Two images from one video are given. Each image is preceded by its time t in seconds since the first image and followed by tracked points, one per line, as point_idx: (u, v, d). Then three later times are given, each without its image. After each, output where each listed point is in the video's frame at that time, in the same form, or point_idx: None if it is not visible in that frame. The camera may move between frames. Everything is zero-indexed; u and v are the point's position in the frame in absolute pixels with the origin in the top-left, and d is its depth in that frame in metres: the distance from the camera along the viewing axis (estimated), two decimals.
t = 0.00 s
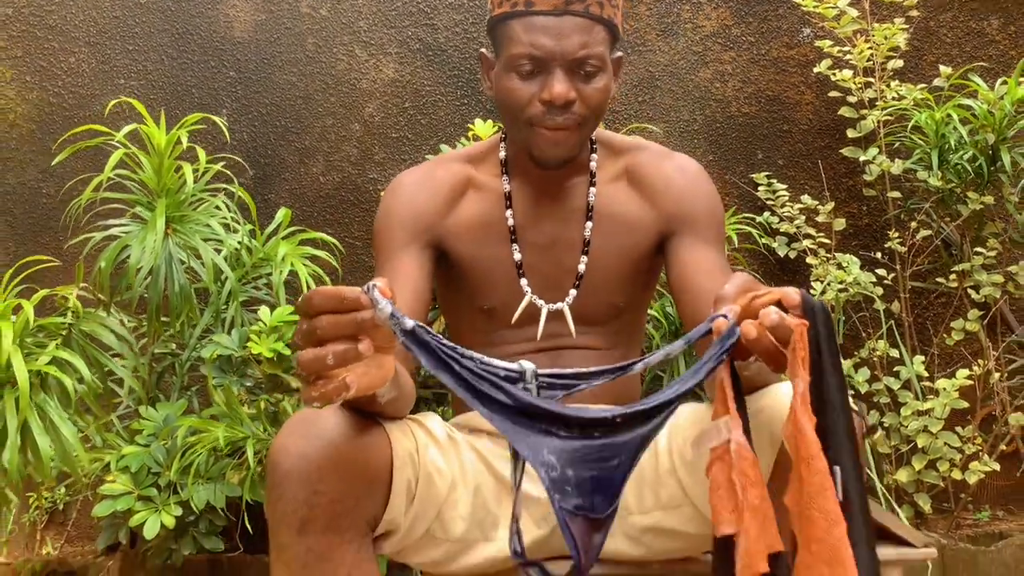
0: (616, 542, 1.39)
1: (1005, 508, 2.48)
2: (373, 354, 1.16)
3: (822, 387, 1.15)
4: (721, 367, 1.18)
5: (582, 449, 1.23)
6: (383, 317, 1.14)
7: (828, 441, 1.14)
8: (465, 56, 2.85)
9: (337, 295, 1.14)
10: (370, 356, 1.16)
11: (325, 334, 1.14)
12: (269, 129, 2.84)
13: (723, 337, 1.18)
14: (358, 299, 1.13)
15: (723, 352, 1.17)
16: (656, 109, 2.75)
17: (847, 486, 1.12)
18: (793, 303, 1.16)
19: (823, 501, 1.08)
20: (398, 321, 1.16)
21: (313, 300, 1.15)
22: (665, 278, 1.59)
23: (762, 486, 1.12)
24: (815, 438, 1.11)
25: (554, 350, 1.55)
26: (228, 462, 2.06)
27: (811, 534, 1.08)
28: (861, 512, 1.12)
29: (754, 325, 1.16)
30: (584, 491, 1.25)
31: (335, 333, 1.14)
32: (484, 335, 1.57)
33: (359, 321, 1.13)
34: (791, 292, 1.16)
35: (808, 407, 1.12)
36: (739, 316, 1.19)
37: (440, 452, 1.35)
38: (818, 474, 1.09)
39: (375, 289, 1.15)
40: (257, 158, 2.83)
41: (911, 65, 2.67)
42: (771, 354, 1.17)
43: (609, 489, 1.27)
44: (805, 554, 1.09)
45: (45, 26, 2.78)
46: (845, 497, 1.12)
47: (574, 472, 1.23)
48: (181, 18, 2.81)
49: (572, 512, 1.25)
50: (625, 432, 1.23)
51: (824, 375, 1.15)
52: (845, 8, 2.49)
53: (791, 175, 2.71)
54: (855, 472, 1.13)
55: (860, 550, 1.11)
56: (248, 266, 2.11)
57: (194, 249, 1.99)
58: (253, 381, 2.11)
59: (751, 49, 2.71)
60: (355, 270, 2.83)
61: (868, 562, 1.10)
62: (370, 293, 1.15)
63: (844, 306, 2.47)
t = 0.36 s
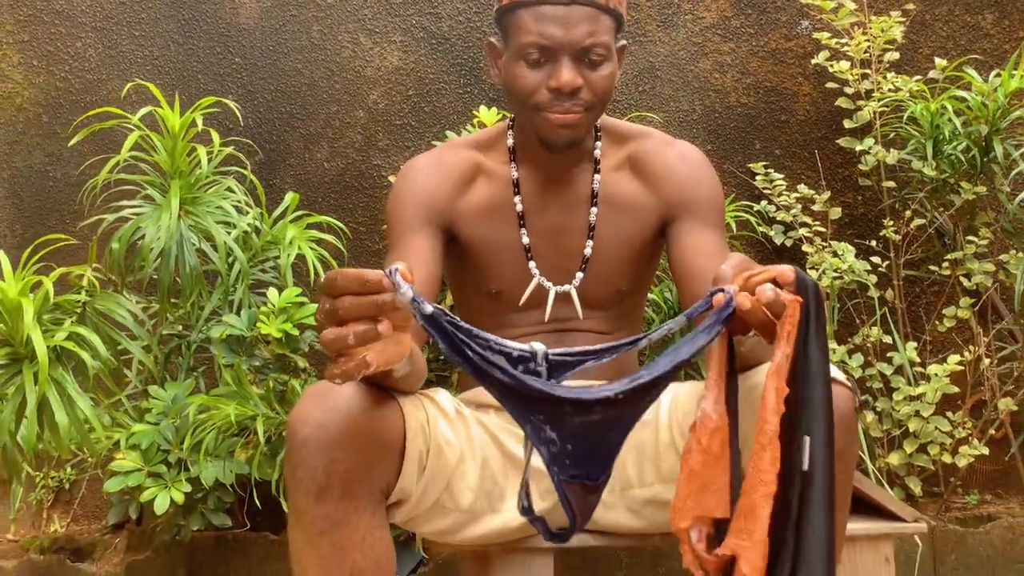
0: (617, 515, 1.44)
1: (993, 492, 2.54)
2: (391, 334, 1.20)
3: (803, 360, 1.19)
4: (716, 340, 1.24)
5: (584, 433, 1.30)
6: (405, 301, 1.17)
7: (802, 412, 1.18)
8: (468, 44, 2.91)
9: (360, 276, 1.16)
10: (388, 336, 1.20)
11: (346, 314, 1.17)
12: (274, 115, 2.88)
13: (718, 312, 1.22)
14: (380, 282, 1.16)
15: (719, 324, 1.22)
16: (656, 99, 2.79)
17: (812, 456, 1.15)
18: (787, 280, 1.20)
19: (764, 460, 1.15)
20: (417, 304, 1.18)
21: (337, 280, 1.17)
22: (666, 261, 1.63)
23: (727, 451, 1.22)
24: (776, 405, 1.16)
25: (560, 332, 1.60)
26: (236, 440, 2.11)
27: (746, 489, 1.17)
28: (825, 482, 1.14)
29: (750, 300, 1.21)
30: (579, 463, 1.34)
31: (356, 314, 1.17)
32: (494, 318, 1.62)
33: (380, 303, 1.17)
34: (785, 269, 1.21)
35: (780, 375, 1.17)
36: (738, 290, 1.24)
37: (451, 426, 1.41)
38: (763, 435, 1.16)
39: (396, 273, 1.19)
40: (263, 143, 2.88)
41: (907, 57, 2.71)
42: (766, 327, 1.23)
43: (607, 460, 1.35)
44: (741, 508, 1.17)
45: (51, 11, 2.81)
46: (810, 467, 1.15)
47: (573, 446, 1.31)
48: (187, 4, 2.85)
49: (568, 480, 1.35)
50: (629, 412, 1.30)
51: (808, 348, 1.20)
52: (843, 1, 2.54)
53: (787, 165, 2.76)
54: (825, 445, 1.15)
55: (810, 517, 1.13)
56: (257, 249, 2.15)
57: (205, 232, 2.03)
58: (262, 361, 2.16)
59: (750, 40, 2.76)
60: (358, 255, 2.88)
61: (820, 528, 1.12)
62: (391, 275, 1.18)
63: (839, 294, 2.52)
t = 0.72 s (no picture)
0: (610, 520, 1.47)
1: (970, 501, 2.60)
2: (396, 340, 1.23)
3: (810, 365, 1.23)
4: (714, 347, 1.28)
5: (592, 436, 1.34)
6: (415, 307, 1.23)
7: (816, 415, 1.23)
8: (459, 57, 2.97)
9: (374, 283, 1.21)
10: (393, 343, 1.23)
11: (353, 320, 1.21)
12: (266, 124, 2.93)
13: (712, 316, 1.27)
14: (393, 289, 1.21)
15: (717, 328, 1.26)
16: (644, 113, 2.86)
17: (835, 458, 1.20)
18: (781, 289, 1.23)
19: (807, 467, 1.19)
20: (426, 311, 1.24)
21: (350, 285, 1.22)
22: (656, 273, 1.67)
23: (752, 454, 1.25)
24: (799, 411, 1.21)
25: (552, 340, 1.63)
26: (228, 446, 2.13)
27: (796, 498, 1.20)
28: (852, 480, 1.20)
29: (743, 307, 1.25)
30: (593, 467, 1.35)
31: (362, 320, 1.21)
32: (488, 325, 1.66)
33: (387, 310, 1.20)
34: (777, 278, 1.24)
35: (794, 383, 1.21)
36: (732, 297, 1.27)
37: (446, 431, 1.44)
38: (801, 443, 1.20)
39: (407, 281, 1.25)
40: (256, 151, 2.93)
41: (888, 75, 2.80)
42: (761, 333, 1.26)
43: (616, 463, 1.37)
44: (794, 516, 1.20)
45: (43, 18, 2.83)
46: (835, 468, 1.20)
47: (585, 449, 1.34)
48: (181, 14, 2.91)
49: (586, 487, 1.36)
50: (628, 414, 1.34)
51: (812, 355, 1.24)
52: (826, 20, 2.61)
53: (771, 179, 2.82)
54: (845, 445, 1.21)
55: (851, 516, 1.18)
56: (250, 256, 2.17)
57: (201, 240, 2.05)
58: (254, 368, 2.17)
59: (736, 57, 2.83)
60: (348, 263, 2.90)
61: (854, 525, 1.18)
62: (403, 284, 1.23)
63: (821, 305, 2.58)
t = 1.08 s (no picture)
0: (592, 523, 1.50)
1: (941, 505, 2.65)
2: (386, 352, 1.26)
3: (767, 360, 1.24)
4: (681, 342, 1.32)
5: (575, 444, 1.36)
6: (406, 319, 1.24)
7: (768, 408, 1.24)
8: (438, 70, 3.01)
9: (364, 296, 1.24)
10: (383, 354, 1.25)
11: (340, 333, 1.23)
12: (245, 135, 2.97)
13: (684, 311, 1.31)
14: (384, 302, 1.24)
15: (687, 324, 1.30)
16: (620, 125, 2.93)
17: (780, 450, 1.22)
18: (749, 287, 1.29)
19: (754, 458, 1.21)
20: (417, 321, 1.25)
21: (342, 297, 1.24)
22: (636, 281, 1.70)
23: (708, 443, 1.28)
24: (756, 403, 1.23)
25: (536, 347, 1.64)
26: (209, 457, 2.13)
27: (742, 486, 1.22)
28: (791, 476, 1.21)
29: (713, 304, 1.30)
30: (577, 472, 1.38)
31: (350, 333, 1.23)
32: (470, 332, 1.67)
33: (375, 322, 1.22)
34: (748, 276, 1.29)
35: (753, 376, 1.24)
36: (701, 293, 1.31)
37: (432, 437, 1.45)
38: (752, 434, 1.22)
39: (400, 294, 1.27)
40: (235, 161, 2.96)
41: (858, 89, 2.90)
42: (728, 329, 1.32)
43: (599, 466, 1.40)
44: (740, 504, 1.23)
45: (21, 31, 2.92)
46: (779, 461, 1.21)
47: (568, 456, 1.36)
48: (158, 27, 2.98)
49: (566, 492, 1.39)
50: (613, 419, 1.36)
51: (772, 351, 1.25)
52: (797, 35, 2.70)
53: (743, 191, 2.87)
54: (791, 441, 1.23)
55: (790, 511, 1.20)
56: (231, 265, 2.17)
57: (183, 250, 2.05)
58: (235, 378, 2.17)
59: (709, 71, 2.91)
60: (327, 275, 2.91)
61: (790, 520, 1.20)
62: (395, 297, 1.26)
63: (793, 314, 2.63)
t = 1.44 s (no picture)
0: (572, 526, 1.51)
1: (913, 502, 2.70)
2: (373, 367, 1.27)
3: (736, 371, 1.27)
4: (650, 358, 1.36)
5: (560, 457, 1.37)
6: (394, 341, 1.26)
7: (736, 416, 1.26)
8: (413, 77, 3.02)
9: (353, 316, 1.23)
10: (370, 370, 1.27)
11: (329, 353, 1.24)
12: (220, 143, 2.97)
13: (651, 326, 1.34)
14: (375, 322, 1.24)
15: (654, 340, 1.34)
16: (595, 132, 2.96)
17: (747, 457, 1.23)
18: (716, 298, 1.28)
19: (711, 462, 1.24)
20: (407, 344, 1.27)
21: (331, 317, 1.24)
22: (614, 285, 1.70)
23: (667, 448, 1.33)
24: (717, 411, 1.25)
25: (515, 352, 1.65)
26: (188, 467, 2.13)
27: (697, 488, 1.25)
28: (762, 482, 1.22)
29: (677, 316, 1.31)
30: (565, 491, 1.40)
31: (338, 353, 1.24)
32: (450, 338, 1.66)
33: (364, 344, 1.23)
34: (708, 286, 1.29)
35: (718, 384, 1.26)
36: (669, 307, 1.34)
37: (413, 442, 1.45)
38: (709, 440, 1.24)
39: (390, 315, 1.28)
40: (210, 169, 2.95)
41: (827, 94, 2.96)
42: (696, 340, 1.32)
43: (585, 483, 1.42)
44: (694, 507, 1.25)
45: None
46: (746, 467, 1.23)
47: (554, 477, 1.38)
48: (132, 34, 2.98)
49: (555, 512, 1.40)
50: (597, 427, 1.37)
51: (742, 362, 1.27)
52: (767, 42, 2.75)
53: (717, 195, 2.93)
54: (760, 448, 1.23)
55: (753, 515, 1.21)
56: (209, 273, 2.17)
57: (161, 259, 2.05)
58: (215, 387, 2.17)
59: (682, 77, 2.96)
60: (304, 282, 2.91)
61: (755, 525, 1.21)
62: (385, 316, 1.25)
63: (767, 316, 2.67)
